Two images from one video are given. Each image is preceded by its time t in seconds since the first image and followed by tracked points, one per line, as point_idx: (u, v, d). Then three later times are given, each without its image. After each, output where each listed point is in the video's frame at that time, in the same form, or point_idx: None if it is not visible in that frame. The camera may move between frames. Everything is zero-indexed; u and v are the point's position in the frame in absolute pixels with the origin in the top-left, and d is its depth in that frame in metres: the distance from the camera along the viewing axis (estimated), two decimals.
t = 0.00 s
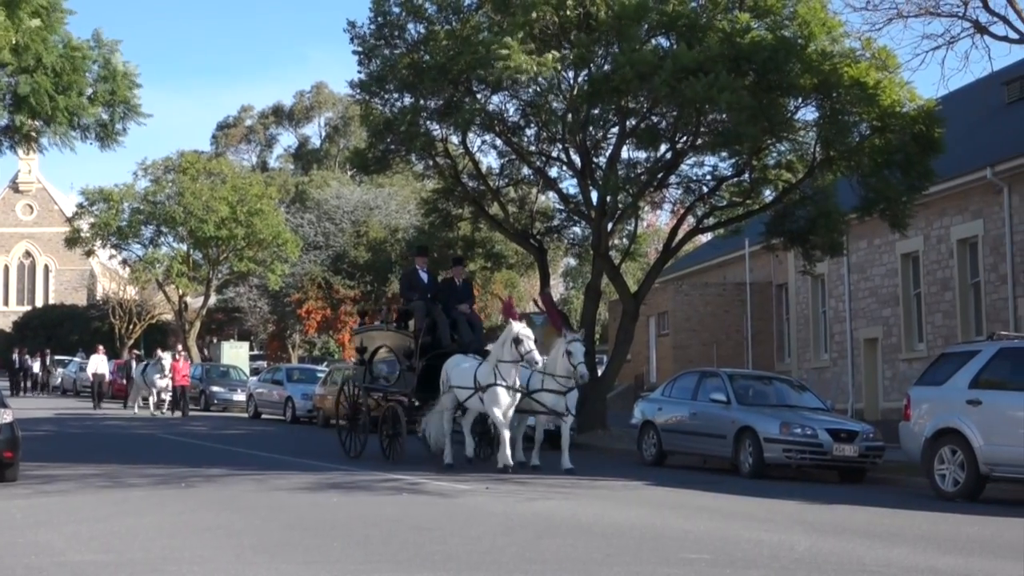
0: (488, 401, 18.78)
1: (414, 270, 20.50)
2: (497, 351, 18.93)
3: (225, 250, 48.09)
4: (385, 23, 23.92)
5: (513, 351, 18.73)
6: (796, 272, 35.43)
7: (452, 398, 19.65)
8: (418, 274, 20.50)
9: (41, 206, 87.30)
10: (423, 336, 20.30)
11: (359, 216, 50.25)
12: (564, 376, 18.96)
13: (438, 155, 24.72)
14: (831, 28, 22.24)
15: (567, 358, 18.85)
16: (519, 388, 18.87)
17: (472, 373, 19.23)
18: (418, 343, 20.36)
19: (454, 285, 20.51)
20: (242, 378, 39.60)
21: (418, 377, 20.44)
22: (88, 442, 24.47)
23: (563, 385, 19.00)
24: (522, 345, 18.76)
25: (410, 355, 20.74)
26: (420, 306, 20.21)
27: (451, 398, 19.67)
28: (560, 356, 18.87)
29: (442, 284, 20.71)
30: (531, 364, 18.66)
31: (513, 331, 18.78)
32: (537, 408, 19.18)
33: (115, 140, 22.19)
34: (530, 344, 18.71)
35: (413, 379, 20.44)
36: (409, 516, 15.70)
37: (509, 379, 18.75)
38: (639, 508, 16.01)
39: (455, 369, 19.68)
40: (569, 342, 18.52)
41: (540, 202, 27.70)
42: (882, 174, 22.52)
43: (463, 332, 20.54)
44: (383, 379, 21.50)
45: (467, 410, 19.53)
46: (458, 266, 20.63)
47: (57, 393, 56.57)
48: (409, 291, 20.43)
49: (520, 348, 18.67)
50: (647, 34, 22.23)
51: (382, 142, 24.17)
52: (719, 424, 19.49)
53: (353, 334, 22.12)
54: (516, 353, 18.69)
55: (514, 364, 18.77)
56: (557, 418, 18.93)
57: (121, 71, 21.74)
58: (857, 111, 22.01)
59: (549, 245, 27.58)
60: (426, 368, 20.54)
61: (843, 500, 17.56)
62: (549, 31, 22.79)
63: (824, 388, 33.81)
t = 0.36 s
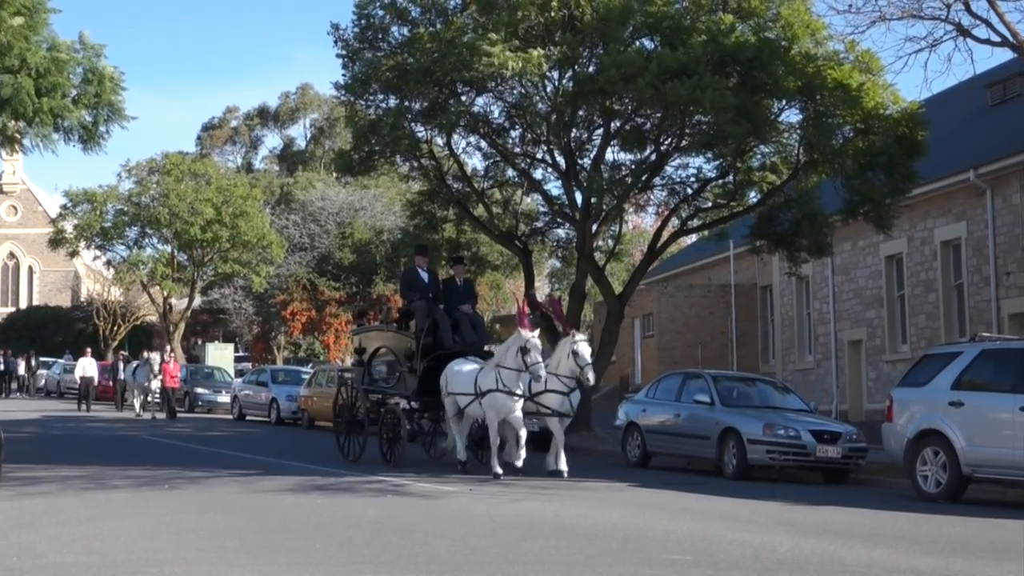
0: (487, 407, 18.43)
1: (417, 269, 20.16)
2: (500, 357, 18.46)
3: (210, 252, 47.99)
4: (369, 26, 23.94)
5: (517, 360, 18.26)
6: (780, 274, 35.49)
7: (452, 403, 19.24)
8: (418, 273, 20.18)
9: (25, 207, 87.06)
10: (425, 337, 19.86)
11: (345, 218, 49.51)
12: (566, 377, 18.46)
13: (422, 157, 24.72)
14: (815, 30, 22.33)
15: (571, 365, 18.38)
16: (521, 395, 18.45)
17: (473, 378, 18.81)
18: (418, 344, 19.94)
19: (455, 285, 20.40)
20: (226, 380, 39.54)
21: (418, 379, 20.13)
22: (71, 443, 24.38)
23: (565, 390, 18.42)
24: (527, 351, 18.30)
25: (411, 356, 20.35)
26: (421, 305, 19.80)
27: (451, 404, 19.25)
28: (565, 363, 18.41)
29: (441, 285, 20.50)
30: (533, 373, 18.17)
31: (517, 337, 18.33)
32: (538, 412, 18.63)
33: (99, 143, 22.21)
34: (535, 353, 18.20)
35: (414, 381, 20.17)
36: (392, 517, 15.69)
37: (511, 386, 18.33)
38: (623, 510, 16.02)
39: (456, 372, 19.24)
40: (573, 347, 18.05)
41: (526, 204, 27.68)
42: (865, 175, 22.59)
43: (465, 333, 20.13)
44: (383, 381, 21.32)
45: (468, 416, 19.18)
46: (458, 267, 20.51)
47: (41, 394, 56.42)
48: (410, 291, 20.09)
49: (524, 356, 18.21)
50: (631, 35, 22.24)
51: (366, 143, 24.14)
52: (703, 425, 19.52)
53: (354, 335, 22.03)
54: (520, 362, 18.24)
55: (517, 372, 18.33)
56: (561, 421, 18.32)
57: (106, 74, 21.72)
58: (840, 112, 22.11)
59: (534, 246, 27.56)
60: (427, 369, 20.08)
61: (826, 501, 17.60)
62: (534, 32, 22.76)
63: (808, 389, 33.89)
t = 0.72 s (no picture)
0: (487, 409, 17.97)
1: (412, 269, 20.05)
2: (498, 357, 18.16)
3: (189, 253, 47.82)
4: (348, 26, 23.89)
5: (516, 359, 17.94)
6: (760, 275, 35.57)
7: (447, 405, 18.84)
8: (414, 273, 20.07)
9: (3, 207, 86.66)
10: (421, 337, 19.75)
11: (325, 219, 48.68)
12: (565, 375, 18.42)
13: (402, 158, 24.69)
14: (793, 31, 22.42)
15: (570, 364, 18.28)
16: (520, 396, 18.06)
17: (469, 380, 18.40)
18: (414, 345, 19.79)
19: (451, 283, 20.15)
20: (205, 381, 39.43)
21: (414, 382, 20.08)
22: (48, 445, 24.29)
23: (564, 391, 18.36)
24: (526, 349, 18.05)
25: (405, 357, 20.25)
26: (416, 305, 19.68)
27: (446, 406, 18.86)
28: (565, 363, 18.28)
29: (437, 284, 20.35)
30: (534, 372, 17.89)
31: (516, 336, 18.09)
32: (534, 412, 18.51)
33: (76, 145, 22.12)
34: (535, 351, 17.97)
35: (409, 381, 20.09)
36: (369, 519, 15.66)
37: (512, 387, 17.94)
38: (600, 511, 16.03)
39: (450, 374, 18.81)
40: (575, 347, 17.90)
41: (505, 205, 27.66)
42: (844, 177, 22.69)
43: (462, 333, 20.04)
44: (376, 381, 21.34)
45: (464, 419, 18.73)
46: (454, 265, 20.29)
47: (19, 396, 56.16)
48: (406, 291, 19.98)
49: (524, 355, 17.94)
50: (611, 36, 22.24)
51: (346, 144, 24.08)
52: (681, 426, 19.55)
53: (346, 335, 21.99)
54: (519, 361, 17.92)
55: (516, 371, 17.96)
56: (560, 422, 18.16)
57: (84, 75, 21.70)
58: (819, 114, 22.12)
59: (514, 247, 27.52)
60: (423, 370, 19.97)
61: (804, 501, 17.65)
62: (514, 33, 22.73)
63: (787, 390, 33.98)
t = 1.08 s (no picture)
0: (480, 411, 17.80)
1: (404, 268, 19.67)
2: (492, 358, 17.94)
3: (164, 253, 47.60)
4: (323, 26, 23.84)
5: (509, 361, 17.63)
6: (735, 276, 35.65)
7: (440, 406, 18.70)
8: (405, 270, 19.68)
9: None
10: (414, 337, 19.47)
11: (300, 218, 48.42)
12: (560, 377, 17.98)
13: (377, 158, 24.66)
14: (767, 32, 22.46)
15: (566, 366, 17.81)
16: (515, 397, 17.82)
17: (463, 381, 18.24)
18: (407, 343, 19.53)
19: (442, 281, 19.85)
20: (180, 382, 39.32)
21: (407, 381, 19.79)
22: (20, 446, 24.15)
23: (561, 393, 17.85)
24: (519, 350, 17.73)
25: (397, 356, 19.99)
26: (409, 304, 19.32)
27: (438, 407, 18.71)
28: (561, 365, 17.81)
29: (428, 281, 20.00)
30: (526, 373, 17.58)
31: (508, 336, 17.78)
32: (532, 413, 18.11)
33: (49, 145, 22.18)
34: (528, 354, 17.58)
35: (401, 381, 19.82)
36: (342, 518, 15.64)
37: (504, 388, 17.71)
38: (573, 510, 16.05)
39: (443, 374, 18.63)
40: (569, 350, 17.49)
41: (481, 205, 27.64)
42: (817, 178, 22.82)
43: (454, 332, 19.75)
44: (366, 382, 20.88)
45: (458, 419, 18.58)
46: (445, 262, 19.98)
47: None
48: (397, 289, 19.60)
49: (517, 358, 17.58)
50: (586, 37, 22.24)
51: (321, 144, 24.03)
52: (655, 425, 19.59)
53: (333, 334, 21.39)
54: (512, 363, 17.61)
55: (510, 372, 17.69)
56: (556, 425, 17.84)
57: (55, 75, 21.77)
58: (792, 114, 22.16)
59: (490, 247, 27.51)
60: (416, 369, 19.67)
61: (776, 500, 17.71)
62: (488, 34, 22.68)
63: (762, 390, 34.09)
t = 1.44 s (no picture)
0: (474, 410, 17.60)
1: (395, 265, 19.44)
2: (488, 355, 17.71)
3: (138, 254, 47.36)
4: (296, 25, 23.78)
5: (507, 357, 17.47)
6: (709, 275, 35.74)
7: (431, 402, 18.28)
8: (396, 267, 19.38)
9: None
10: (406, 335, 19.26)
11: (275, 219, 48.18)
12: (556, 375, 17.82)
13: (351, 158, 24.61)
14: (740, 32, 22.50)
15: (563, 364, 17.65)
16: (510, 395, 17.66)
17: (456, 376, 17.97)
18: (399, 342, 19.38)
19: (433, 278, 19.62)
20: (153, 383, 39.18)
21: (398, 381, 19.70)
22: None
23: (556, 390, 17.79)
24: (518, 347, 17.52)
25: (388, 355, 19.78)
26: (400, 304, 19.12)
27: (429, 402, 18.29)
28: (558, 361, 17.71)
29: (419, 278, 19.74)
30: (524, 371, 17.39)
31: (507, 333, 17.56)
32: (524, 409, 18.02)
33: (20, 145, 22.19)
34: (527, 350, 17.43)
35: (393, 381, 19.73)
36: (316, 519, 15.62)
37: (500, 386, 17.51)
38: (547, 509, 16.06)
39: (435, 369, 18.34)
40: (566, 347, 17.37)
41: (456, 206, 27.63)
42: (790, 177, 22.92)
43: (447, 329, 19.57)
44: (357, 383, 20.58)
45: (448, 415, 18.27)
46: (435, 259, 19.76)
47: None
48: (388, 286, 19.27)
49: (515, 354, 17.43)
50: (559, 36, 22.23)
51: (294, 145, 23.96)
52: (629, 424, 19.63)
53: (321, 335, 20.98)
54: (510, 360, 17.44)
55: (507, 369, 17.53)
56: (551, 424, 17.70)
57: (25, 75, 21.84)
58: (765, 113, 22.22)
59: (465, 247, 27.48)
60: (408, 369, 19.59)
61: (750, 498, 17.77)
62: (461, 33, 22.60)
63: (737, 388, 34.18)
